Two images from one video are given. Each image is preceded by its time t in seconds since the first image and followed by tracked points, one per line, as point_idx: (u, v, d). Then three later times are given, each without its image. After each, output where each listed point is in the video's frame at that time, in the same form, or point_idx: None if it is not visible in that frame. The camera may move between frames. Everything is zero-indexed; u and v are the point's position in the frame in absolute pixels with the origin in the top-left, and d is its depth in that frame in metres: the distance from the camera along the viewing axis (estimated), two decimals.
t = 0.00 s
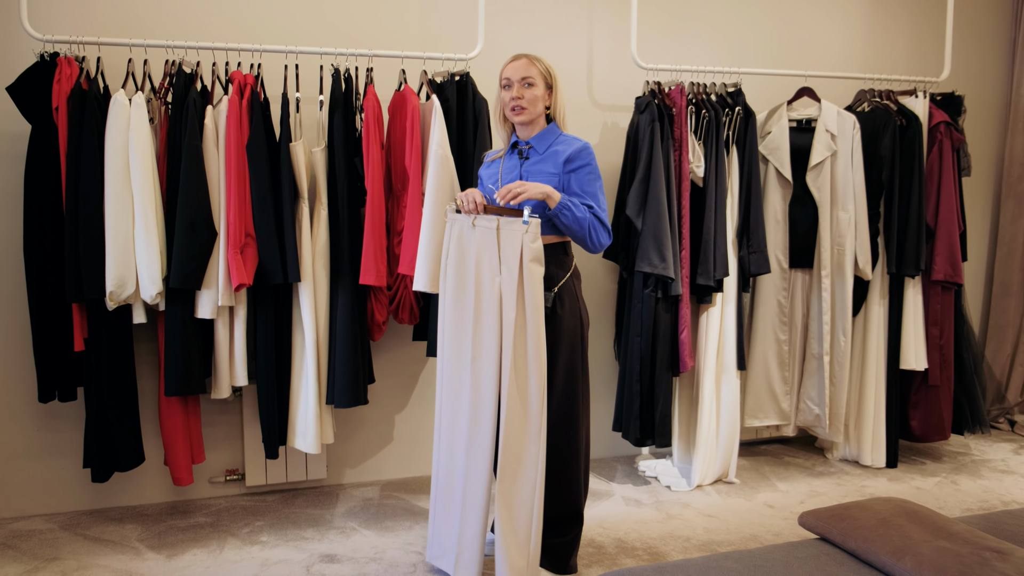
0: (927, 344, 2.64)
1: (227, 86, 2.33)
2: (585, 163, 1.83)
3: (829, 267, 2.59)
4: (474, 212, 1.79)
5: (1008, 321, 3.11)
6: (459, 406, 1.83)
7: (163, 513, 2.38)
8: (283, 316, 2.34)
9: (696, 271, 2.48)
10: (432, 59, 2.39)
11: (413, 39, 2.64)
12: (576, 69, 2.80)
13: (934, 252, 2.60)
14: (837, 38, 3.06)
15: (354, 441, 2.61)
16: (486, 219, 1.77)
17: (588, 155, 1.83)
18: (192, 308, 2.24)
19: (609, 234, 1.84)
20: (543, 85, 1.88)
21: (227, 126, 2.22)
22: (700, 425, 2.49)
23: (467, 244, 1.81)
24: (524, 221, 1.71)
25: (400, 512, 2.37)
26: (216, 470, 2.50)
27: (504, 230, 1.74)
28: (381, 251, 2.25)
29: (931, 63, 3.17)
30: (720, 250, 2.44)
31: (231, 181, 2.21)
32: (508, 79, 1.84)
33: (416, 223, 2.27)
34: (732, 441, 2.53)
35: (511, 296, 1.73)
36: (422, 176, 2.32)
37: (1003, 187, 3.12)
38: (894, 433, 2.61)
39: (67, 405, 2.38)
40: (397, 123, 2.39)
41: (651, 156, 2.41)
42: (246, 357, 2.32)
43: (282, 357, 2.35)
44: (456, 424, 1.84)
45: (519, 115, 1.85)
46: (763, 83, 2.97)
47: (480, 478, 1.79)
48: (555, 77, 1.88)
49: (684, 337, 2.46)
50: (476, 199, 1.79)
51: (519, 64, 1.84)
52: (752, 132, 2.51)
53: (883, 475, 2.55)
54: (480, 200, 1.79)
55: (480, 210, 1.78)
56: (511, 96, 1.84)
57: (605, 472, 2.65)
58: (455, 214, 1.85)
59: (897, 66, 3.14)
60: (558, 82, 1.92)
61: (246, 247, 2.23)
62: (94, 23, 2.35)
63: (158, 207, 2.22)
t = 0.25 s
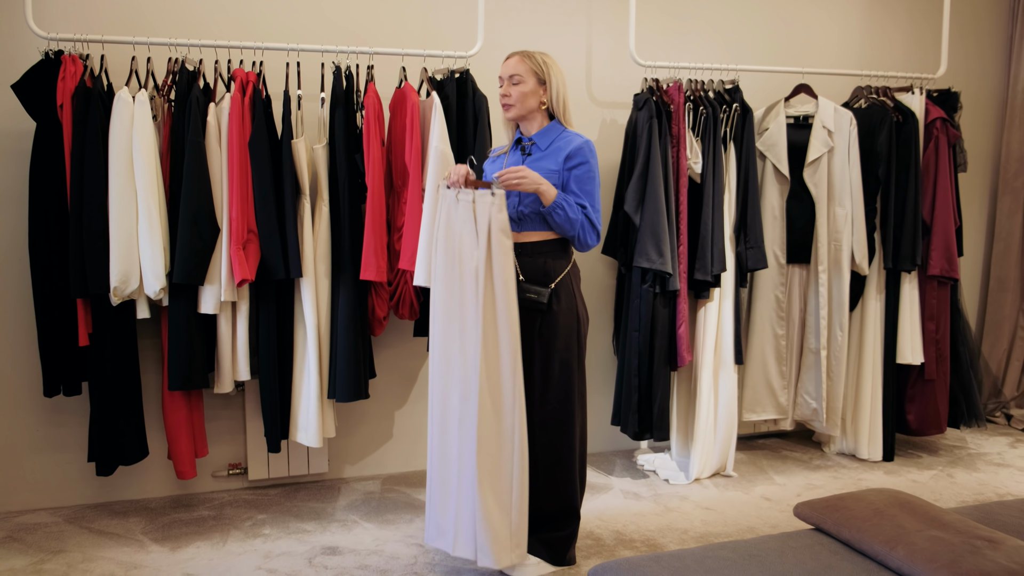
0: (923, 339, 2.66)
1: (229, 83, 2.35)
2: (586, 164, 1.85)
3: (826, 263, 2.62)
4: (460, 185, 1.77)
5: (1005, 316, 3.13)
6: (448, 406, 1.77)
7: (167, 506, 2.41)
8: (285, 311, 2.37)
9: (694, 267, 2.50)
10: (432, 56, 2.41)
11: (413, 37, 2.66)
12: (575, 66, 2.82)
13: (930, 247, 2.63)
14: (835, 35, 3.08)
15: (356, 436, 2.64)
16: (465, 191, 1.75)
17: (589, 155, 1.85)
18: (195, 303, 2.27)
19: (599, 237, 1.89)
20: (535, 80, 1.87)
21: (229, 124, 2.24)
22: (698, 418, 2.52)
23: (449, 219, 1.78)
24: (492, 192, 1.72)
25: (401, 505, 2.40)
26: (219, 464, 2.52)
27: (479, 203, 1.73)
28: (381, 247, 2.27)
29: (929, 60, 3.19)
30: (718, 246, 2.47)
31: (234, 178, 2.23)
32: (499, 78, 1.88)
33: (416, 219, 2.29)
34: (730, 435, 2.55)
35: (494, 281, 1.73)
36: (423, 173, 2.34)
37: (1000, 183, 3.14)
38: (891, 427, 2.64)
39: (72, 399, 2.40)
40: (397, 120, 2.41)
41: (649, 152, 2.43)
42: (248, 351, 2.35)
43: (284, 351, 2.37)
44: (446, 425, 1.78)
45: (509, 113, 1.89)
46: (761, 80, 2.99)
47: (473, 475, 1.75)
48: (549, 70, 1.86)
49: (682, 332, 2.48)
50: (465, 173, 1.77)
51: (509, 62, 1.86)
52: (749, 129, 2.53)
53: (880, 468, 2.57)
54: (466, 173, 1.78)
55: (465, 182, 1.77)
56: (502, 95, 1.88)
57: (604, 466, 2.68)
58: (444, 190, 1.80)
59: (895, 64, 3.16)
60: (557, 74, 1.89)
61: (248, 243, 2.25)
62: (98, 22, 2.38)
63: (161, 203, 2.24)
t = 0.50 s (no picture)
0: (919, 335, 2.69)
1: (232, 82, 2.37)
2: (564, 163, 1.79)
3: (823, 259, 2.64)
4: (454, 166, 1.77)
5: (1001, 312, 3.15)
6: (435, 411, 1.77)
7: (170, 501, 2.43)
8: (287, 308, 2.39)
9: (692, 263, 2.52)
10: (433, 55, 2.44)
11: (413, 36, 2.68)
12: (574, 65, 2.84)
13: (926, 244, 2.65)
14: (832, 33, 3.10)
15: (357, 432, 2.66)
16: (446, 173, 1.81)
17: (569, 155, 1.79)
18: (198, 299, 2.29)
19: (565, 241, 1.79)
20: (524, 76, 1.85)
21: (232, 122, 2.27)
22: (696, 413, 2.54)
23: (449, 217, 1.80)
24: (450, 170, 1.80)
25: (402, 499, 2.43)
26: (221, 459, 2.55)
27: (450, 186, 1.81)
28: (382, 244, 2.30)
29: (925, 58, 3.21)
30: (716, 242, 2.49)
31: (236, 176, 2.26)
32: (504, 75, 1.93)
33: (416, 216, 2.31)
34: (727, 430, 2.57)
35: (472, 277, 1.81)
36: (423, 171, 2.37)
37: (996, 180, 3.16)
38: (887, 422, 2.66)
39: (76, 394, 2.43)
40: (397, 119, 2.44)
41: (647, 150, 2.45)
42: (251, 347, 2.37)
43: (286, 348, 2.40)
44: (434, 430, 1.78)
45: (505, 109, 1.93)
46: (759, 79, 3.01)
47: (469, 477, 1.77)
48: (541, 67, 1.82)
49: (680, 328, 2.51)
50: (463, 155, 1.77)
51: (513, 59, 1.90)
52: (746, 126, 2.55)
53: (876, 463, 2.59)
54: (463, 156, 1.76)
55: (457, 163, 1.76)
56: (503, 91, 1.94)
57: (603, 461, 2.70)
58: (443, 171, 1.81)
59: (892, 62, 3.18)
60: (552, 72, 1.83)
61: (250, 240, 2.27)
62: (102, 21, 2.40)
63: (165, 201, 2.27)
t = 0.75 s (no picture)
0: (916, 335, 2.71)
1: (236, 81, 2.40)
2: (538, 166, 1.77)
3: (820, 259, 2.66)
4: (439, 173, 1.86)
5: (998, 313, 3.17)
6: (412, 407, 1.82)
7: (173, 495, 2.46)
8: (290, 305, 2.42)
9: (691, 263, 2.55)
10: (435, 55, 2.45)
11: (414, 37, 2.71)
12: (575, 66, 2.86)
13: (923, 244, 2.67)
14: (831, 36, 3.12)
15: (358, 428, 2.69)
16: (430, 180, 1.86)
17: (542, 157, 1.76)
18: (202, 295, 2.32)
19: (533, 242, 1.78)
20: (521, 78, 1.88)
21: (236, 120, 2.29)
22: (694, 412, 2.57)
23: (439, 222, 1.85)
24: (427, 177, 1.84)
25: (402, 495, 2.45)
26: (224, 455, 2.58)
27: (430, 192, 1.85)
28: (384, 242, 2.32)
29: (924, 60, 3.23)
30: (714, 242, 2.51)
31: (240, 174, 2.28)
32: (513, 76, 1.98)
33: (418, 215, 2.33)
34: (725, 428, 2.59)
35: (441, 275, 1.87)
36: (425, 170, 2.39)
37: (994, 182, 3.18)
38: (884, 421, 2.68)
39: (81, 389, 2.46)
40: (400, 118, 2.46)
41: (646, 150, 2.48)
42: (254, 344, 2.40)
43: (288, 345, 2.42)
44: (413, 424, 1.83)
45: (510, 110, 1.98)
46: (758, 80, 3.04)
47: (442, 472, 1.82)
48: (530, 68, 1.85)
49: (678, 327, 2.53)
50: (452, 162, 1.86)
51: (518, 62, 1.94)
52: (746, 127, 2.57)
53: (872, 462, 2.62)
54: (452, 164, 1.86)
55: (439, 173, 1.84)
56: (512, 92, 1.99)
57: (602, 459, 2.73)
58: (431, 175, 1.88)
59: (890, 64, 3.20)
60: (543, 73, 1.84)
61: (253, 238, 2.30)
62: (108, 21, 2.43)
63: (169, 198, 2.29)
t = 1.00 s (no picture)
0: (914, 334, 2.73)
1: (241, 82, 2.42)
2: (538, 164, 1.79)
3: (819, 259, 2.68)
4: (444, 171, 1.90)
5: (997, 313, 3.19)
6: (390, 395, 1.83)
7: (178, 492, 2.48)
8: (294, 303, 2.44)
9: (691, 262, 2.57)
10: (438, 57, 2.48)
11: (417, 39, 2.73)
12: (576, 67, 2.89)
13: (922, 244, 2.69)
14: (831, 37, 3.14)
15: (361, 426, 2.71)
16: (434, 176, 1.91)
17: (542, 155, 1.78)
18: (207, 294, 2.34)
19: (529, 238, 1.81)
20: (520, 79, 1.90)
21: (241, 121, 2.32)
22: (694, 410, 2.59)
23: (436, 217, 1.89)
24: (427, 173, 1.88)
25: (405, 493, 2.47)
26: (228, 452, 2.60)
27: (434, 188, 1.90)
28: (387, 241, 2.34)
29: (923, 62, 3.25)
30: (714, 242, 2.53)
31: (245, 173, 2.31)
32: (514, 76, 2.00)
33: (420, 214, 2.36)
34: (725, 426, 2.61)
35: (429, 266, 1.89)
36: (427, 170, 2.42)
37: (993, 182, 3.20)
38: (883, 420, 2.70)
39: (87, 386, 2.48)
40: (402, 119, 2.48)
41: (647, 151, 2.50)
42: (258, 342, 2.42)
43: (291, 343, 2.44)
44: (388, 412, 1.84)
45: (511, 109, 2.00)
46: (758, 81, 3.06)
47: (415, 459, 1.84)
48: (529, 69, 1.87)
49: (678, 326, 2.55)
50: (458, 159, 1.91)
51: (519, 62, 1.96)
52: (746, 128, 2.60)
53: (871, 460, 2.64)
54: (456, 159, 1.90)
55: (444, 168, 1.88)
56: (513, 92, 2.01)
57: (603, 457, 2.75)
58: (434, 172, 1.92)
59: (889, 65, 3.22)
60: (541, 73, 1.87)
61: (258, 237, 2.32)
62: (115, 22, 2.45)
63: (175, 197, 2.32)
